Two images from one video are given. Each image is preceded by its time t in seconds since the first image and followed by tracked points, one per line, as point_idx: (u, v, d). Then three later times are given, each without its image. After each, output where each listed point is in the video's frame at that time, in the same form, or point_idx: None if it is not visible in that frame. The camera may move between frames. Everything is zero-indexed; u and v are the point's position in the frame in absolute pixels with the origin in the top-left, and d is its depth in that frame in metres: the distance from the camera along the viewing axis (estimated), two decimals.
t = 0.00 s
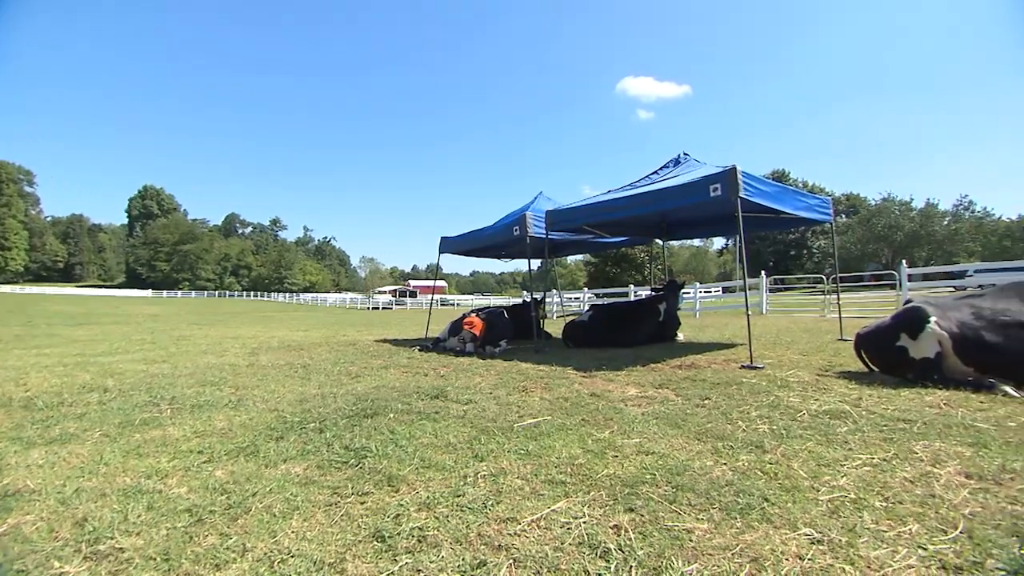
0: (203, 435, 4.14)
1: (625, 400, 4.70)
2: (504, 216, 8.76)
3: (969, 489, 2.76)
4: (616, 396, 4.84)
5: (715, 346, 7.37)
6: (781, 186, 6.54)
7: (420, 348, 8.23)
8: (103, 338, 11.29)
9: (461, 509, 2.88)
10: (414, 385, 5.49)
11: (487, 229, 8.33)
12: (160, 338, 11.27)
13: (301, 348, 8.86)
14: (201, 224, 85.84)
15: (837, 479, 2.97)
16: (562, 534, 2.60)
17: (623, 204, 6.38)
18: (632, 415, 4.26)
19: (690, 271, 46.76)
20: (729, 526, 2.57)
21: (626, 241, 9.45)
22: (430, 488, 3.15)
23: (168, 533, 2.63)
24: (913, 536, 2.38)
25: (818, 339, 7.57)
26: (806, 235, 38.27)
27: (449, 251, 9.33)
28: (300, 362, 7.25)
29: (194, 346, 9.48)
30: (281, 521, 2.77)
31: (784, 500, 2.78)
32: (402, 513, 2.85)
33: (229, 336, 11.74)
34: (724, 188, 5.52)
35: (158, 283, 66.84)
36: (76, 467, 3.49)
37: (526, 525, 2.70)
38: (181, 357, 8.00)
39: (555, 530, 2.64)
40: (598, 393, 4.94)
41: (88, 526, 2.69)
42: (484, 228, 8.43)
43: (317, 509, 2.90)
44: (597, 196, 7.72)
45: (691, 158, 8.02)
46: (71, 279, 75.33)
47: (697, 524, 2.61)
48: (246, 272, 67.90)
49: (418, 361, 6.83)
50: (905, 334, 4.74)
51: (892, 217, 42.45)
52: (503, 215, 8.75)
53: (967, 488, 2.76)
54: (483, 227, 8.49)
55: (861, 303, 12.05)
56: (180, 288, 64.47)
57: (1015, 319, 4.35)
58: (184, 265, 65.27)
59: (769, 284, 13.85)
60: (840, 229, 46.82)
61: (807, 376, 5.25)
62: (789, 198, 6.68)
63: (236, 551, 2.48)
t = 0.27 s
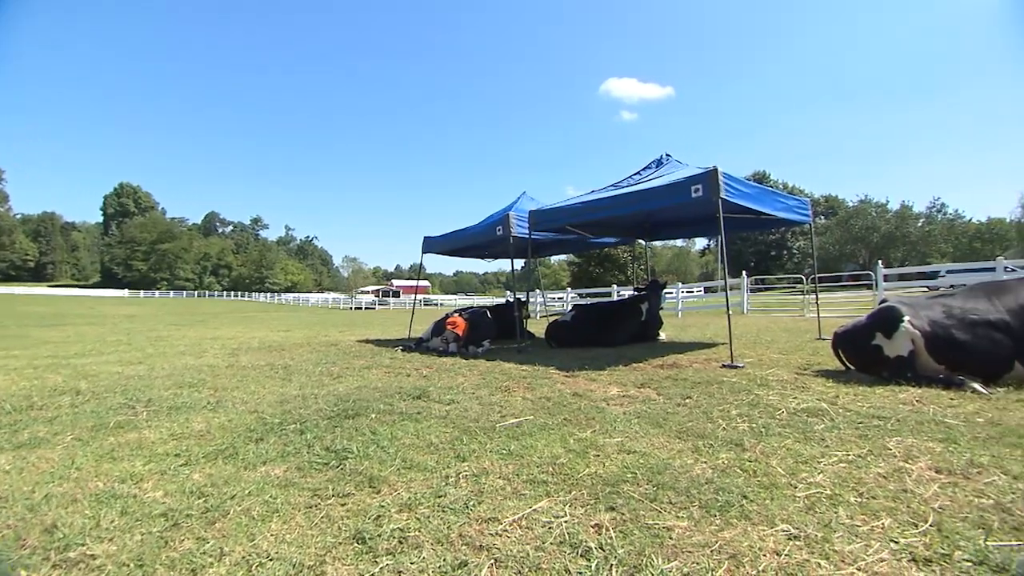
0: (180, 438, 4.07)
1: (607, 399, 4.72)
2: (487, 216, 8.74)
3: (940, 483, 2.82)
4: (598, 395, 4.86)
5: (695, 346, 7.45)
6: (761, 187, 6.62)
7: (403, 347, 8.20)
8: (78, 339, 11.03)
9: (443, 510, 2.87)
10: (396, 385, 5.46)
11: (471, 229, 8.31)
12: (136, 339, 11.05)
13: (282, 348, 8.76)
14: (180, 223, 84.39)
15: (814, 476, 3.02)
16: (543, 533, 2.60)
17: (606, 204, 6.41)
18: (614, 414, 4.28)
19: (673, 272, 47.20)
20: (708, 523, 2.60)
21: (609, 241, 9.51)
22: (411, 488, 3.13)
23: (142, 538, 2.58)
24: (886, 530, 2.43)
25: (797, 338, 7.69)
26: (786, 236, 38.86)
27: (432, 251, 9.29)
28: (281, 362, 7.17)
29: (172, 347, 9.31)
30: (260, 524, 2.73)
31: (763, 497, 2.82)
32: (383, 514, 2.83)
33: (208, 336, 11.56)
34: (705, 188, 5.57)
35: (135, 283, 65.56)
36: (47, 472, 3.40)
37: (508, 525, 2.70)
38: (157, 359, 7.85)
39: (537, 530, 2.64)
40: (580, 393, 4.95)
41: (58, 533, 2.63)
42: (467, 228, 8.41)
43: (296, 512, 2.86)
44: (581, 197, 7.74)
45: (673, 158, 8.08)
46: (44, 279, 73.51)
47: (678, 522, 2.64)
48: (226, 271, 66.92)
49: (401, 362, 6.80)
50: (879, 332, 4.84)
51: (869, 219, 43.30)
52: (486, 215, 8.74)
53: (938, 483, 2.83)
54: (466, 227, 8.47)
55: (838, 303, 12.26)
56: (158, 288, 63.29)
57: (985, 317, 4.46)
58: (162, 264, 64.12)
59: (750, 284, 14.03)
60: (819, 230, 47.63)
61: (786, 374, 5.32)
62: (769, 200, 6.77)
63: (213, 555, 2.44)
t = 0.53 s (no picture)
0: (154, 441, 3.99)
1: (588, 399, 4.74)
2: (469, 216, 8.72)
3: (909, 478, 2.89)
4: (579, 395, 4.88)
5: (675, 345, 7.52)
6: (740, 189, 6.71)
7: (384, 347, 8.17)
8: (48, 341, 10.73)
9: (422, 511, 2.85)
10: (376, 386, 5.42)
11: (452, 229, 8.28)
12: (110, 340, 10.79)
13: (260, 349, 8.64)
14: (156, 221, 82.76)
15: (789, 473, 3.07)
16: (522, 533, 2.60)
17: (588, 205, 6.44)
18: (594, 413, 4.30)
19: (654, 272, 47.65)
20: (686, 521, 2.62)
21: (591, 241, 9.56)
22: (391, 490, 3.11)
23: (113, 545, 2.52)
24: (858, 525, 2.48)
25: (774, 337, 7.81)
26: (764, 237, 39.47)
27: (414, 251, 9.24)
28: (260, 363, 7.07)
29: (147, 349, 9.12)
30: (236, 527, 2.68)
31: (739, 494, 2.86)
32: (362, 516, 2.81)
33: (184, 337, 11.35)
34: (685, 189, 5.63)
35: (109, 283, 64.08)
36: (14, 479, 3.30)
37: (487, 525, 2.70)
38: (131, 360, 7.68)
39: (516, 529, 2.65)
40: (561, 392, 4.97)
41: (24, 540, 2.55)
42: (449, 228, 8.38)
43: (274, 514, 2.83)
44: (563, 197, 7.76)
45: (654, 159, 8.14)
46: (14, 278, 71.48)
47: (656, 520, 2.66)
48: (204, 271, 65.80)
49: (382, 362, 6.76)
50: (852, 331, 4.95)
51: (845, 220, 44.19)
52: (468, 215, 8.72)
53: (908, 478, 2.89)
54: (447, 227, 8.44)
55: (815, 303, 12.49)
56: (134, 288, 61.97)
57: (952, 317, 4.57)
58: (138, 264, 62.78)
59: (729, 284, 14.22)
60: (797, 231, 48.47)
61: (764, 373, 5.40)
62: (748, 201, 6.86)
63: (187, 561, 2.39)
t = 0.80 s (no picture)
0: (129, 444, 3.91)
1: (571, 399, 4.76)
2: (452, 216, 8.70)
3: (883, 474, 2.95)
4: (561, 395, 4.90)
5: (657, 345, 7.58)
6: (721, 190, 6.78)
7: (367, 347, 8.11)
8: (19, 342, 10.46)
9: (403, 512, 2.83)
10: (358, 387, 5.38)
11: (435, 229, 8.25)
12: (84, 341, 10.56)
13: (240, 350, 8.52)
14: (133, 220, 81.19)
15: (768, 470, 3.11)
16: (504, 533, 2.60)
17: (571, 205, 6.45)
18: (577, 413, 4.32)
19: (638, 272, 48.01)
20: (666, 519, 2.64)
21: (575, 241, 9.59)
22: (372, 491, 3.08)
23: (85, 551, 2.46)
24: (834, 520, 2.52)
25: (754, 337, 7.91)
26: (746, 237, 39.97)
27: (397, 251, 9.19)
28: (239, 364, 6.97)
29: (123, 350, 8.94)
30: (214, 531, 2.64)
31: (719, 492, 2.89)
32: (342, 518, 2.78)
33: (162, 338, 11.14)
34: (667, 189, 5.67)
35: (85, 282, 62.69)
36: None
37: (469, 526, 2.69)
38: (106, 362, 7.52)
39: (498, 530, 2.64)
40: (544, 392, 4.98)
41: None
42: (432, 228, 8.35)
43: (253, 517, 2.79)
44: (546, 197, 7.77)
45: (637, 160, 8.19)
46: None
47: (636, 518, 2.67)
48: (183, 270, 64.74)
49: (364, 362, 6.71)
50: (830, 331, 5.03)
51: (824, 221, 44.95)
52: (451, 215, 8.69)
53: (882, 473, 2.95)
54: (431, 227, 8.40)
55: (794, 302, 12.69)
56: (110, 288, 60.70)
57: (925, 316, 4.67)
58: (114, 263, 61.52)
59: (711, 284, 14.38)
60: (777, 232, 49.19)
61: (744, 372, 5.47)
62: (729, 202, 6.94)
63: (162, 566, 2.35)
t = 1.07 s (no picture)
0: (108, 447, 3.84)
1: (557, 398, 4.77)
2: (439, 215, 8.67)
3: (863, 471, 2.99)
4: (547, 394, 4.91)
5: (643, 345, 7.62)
6: (706, 190, 6.83)
7: (352, 348, 8.07)
8: None
9: (388, 513, 2.82)
10: (343, 387, 5.34)
11: (421, 228, 8.22)
12: (62, 342, 10.37)
13: (224, 350, 8.42)
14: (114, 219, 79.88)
15: (751, 468, 3.14)
16: (489, 533, 2.60)
17: (558, 205, 6.46)
18: (562, 413, 4.33)
19: (624, 272, 48.26)
20: (650, 518, 2.66)
21: (561, 241, 9.61)
22: (357, 492, 3.07)
23: (62, 557, 2.42)
24: (814, 517, 2.56)
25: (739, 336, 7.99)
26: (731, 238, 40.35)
27: (383, 250, 9.14)
28: (223, 365, 6.89)
29: (103, 351, 8.79)
30: (195, 535, 2.61)
31: (702, 490, 2.91)
32: (327, 519, 2.76)
33: (143, 339, 10.97)
34: (652, 190, 5.70)
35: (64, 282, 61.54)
36: None
37: (454, 526, 2.69)
38: (85, 363, 7.39)
39: (483, 530, 2.64)
40: (530, 392, 4.98)
41: None
42: (418, 228, 8.32)
43: (235, 520, 2.76)
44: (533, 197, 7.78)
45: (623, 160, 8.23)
46: None
47: (621, 517, 2.69)
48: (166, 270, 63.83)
49: (349, 363, 6.66)
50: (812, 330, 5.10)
51: (807, 222, 45.54)
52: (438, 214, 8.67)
53: (862, 470, 3.00)
54: (417, 227, 8.37)
55: (778, 302, 12.84)
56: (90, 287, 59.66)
57: (904, 315, 4.76)
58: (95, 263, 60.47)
59: (696, 284, 14.50)
60: (761, 233, 49.73)
61: (728, 371, 5.52)
62: (714, 202, 7.00)
63: (141, 571, 2.32)
